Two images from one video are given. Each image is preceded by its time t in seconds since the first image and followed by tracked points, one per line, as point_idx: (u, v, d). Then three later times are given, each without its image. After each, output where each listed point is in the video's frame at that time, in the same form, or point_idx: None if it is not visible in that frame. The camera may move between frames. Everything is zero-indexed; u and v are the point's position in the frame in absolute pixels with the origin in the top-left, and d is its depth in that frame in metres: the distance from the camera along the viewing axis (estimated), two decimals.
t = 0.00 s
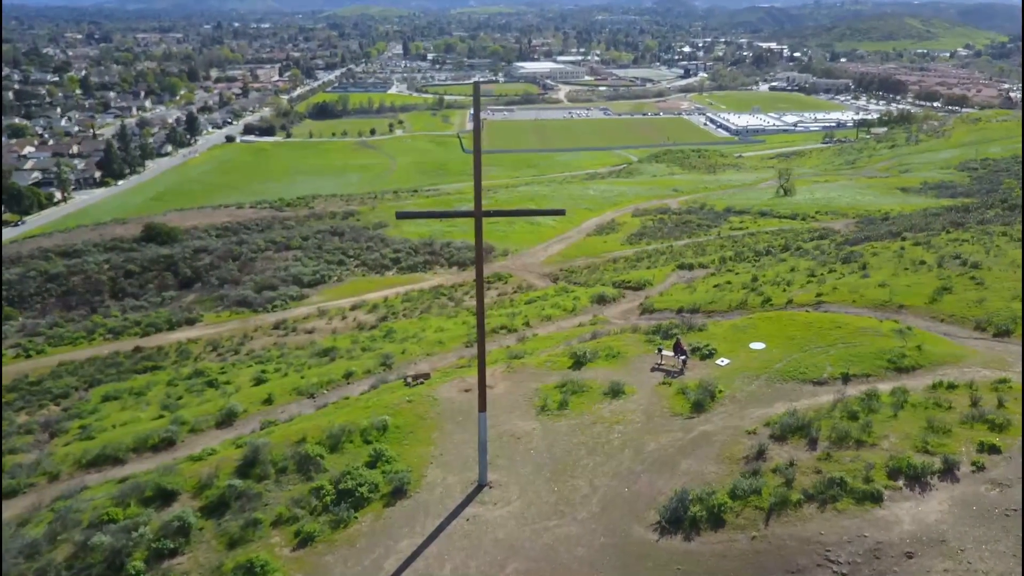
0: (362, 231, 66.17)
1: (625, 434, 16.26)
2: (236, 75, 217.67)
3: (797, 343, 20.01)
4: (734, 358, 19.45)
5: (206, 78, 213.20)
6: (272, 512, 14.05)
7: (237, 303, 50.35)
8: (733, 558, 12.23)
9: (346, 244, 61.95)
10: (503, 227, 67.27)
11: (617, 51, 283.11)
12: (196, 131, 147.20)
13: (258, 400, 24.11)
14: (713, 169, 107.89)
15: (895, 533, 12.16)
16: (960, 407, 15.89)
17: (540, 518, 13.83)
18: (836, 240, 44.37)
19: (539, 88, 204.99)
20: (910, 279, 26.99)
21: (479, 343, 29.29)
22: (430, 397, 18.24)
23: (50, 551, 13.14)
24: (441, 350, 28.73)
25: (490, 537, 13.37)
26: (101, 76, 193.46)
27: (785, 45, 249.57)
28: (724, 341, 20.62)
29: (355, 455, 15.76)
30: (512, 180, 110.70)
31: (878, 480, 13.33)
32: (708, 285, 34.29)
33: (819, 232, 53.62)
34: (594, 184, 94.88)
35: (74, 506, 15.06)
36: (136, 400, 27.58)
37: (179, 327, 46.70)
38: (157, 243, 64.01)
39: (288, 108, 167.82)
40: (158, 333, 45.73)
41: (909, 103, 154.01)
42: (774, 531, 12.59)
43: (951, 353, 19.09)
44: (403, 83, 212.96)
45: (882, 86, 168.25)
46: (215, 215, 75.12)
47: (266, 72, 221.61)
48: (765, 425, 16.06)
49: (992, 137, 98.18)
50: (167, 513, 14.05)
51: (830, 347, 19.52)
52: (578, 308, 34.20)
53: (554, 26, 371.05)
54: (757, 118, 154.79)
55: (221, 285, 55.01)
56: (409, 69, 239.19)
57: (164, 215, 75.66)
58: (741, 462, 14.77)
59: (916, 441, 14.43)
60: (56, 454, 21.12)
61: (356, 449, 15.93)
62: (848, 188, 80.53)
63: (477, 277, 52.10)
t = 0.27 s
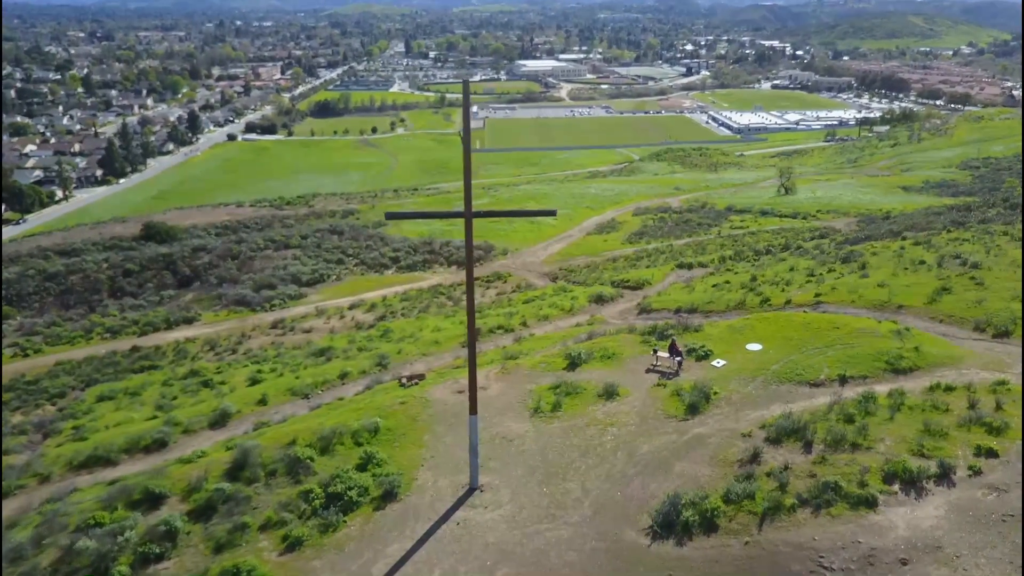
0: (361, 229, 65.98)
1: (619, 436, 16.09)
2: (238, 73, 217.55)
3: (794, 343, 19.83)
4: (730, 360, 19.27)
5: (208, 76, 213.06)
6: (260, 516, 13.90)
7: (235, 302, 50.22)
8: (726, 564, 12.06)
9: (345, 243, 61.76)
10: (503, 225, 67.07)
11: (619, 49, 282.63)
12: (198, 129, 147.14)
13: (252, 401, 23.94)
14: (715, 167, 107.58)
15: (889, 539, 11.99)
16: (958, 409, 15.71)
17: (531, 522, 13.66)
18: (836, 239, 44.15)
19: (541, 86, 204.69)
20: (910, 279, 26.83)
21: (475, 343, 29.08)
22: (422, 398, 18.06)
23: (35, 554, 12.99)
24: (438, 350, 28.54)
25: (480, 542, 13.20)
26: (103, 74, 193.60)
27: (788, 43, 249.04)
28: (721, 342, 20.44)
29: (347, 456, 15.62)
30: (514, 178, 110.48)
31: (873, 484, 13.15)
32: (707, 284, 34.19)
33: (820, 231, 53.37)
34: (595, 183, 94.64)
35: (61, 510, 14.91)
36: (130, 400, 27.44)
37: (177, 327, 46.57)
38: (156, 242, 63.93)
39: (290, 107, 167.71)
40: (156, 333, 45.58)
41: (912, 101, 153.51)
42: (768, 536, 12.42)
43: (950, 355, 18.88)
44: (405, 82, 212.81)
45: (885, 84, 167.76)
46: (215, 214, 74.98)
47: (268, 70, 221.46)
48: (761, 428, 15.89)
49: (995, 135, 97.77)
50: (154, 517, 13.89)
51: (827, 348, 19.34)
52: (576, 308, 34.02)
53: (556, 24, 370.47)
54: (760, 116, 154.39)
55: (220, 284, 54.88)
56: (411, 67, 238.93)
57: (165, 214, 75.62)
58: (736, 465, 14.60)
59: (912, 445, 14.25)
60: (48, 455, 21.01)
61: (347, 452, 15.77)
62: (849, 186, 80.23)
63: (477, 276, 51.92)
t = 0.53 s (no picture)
0: (361, 227, 65.76)
1: (611, 440, 15.87)
2: (241, 70, 217.45)
3: (791, 345, 19.58)
4: (726, 361, 19.02)
5: (211, 73, 213.00)
6: (245, 521, 13.71)
7: (233, 300, 50.05)
8: (716, 572, 11.83)
9: (345, 241, 61.55)
10: (503, 223, 66.86)
11: (622, 46, 282.04)
12: (200, 126, 147.09)
13: (245, 401, 23.75)
14: (717, 165, 107.21)
15: (884, 547, 11.76)
16: (955, 412, 15.47)
17: (520, 527, 13.46)
18: (837, 238, 43.84)
19: (544, 83, 204.37)
20: (910, 279, 26.56)
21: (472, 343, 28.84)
22: (414, 400, 17.85)
23: (16, 560, 12.82)
24: (434, 350, 28.34)
25: (468, 548, 12.99)
26: (106, 71, 193.74)
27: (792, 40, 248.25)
28: (717, 343, 20.19)
29: (336, 460, 15.42)
30: (516, 176, 110.24)
31: (868, 490, 12.92)
32: (707, 283, 33.97)
33: (821, 229, 53.05)
34: (596, 180, 94.36)
35: (45, 513, 14.72)
36: (124, 400, 27.26)
37: (175, 325, 46.41)
38: (156, 240, 63.81)
39: (292, 104, 167.58)
40: (154, 331, 45.44)
41: (916, 98, 152.91)
42: (760, 543, 12.20)
43: (949, 356, 18.62)
44: (408, 79, 212.58)
45: (889, 81, 167.12)
46: (215, 212, 74.83)
47: (271, 67, 221.33)
48: (755, 431, 15.66)
49: (999, 132, 97.31)
50: (138, 522, 13.70)
51: (824, 350, 19.10)
52: (574, 307, 33.80)
53: (560, 21, 369.80)
54: (763, 114, 153.89)
55: (219, 282, 54.72)
56: (414, 64, 238.62)
57: (166, 211, 75.56)
58: (729, 470, 14.38)
59: (908, 450, 14.01)
60: (38, 457, 20.83)
61: (335, 455, 15.58)
62: (852, 184, 79.86)
63: (476, 274, 51.73)
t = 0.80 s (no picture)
0: (364, 224, 65.53)
1: (604, 444, 15.60)
2: (247, 67, 217.54)
3: (789, 348, 19.25)
4: (723, 364, 18.70)
5: (218, 70, 213.31)
6: (229, 526, 13.46)
7: (234, 298, 49.93)
8: None
9: (347, 238, 61.34)
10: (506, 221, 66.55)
11: (629, 43, 281.06)
12: (206, 122, 147.15)
13: (239, 401, 23.54)
14: (723, 162, 106.68)
15: (879, 558, 11.47)
16: (955, 417, 15.15)
17: (509, 535, 13.18)
18: (841, 236, 43.45)
19: (550, 80, 203.94)
20: (913, 279, 26.19)
21: (469, 342, 28.59)
22: (405, 403, 17.58)
23: None
24: (430, 349, 28.09)
25: (455, 555, 12.72)
26: (113, 67, 193.98)
27: (799, 37, 246.99)
28: (714, 345, 19.88)
29: (324, 464, 15.17)
30: (521, 173, 109.86)
31: (864, 498, 12.61)
32: (708, 282, 33.67)
33: (826, 228, 52.68)
34: (601, 178, 93.99)
35: (27, 518, 14.50)
36: (119, 399, 27.08)
37: (175, 322, 46.30)
38: (158, 236, 63.72)
39: (298, 100, 167.51)
40: (154, 328, 45.34)
41: (924, 95, 151.90)
42: (752, 552, 11.91)
43: (950, 359, 18.27)
44: (414, 75, 212.29)
45: (897, 77, 166.07)
46: (218, 208, 74.77)
47: (277, 64, 221.35)
48: (751, 436, 15.35)
49: (1007, 130, 96.53)
50: (120, 527, 13.48)
51: (823, 353, 18.77)
52: (573, 306, 33.55)
53: (567, 18, 368.80)
54: (770, 110, 153.13)
55: (220, 280, 54.63)
56: (420, 61, 238.39)
57: (169, 208, 75.47)
58: (723, 476, 14.09)
59: (907, 456, 13.69)
60: (28, 457, 20.64)
61: (323, 458, 15.33)
62: (858, 182, 79.33)
63: (477, 272, 51.50)
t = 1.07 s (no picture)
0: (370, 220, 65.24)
1: (597, 449, 15.26)
2: (258, 62, 217.81)
3: (791, 350, 18.84)
4: (722, 366, 18.32)
5: (230, 64, 213.60)
6: (212, 531, 13.23)
7: (238, 294, 49.83)
8: None
9: (353, 234, 61.10)
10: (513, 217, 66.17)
11: (641, 38, 279.61)
12: (217, 117, 147.36)
13: (234, 401, 23.35)
14: (733, 158, 105.88)
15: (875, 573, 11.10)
16: (959, 425, 14.73)
17: (496, 543, 12.88)
18: (850, 235, 42.87)
19: (561, 75, 203.24)
20: (921, 279, 25.71)
21: (469, 341, 28.28)
22: (397, 404, 17.30)
23: None
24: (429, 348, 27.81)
25: (440, 564, 12.43)
26: (125, 62, 194.60)
27: (812, 32, 245.03)
28: (715, 347, 19.50)
29: (311, 468, 14.92)
30: (530, 169, 109.36)
31: (861, 509, 12.25)
32: (713, 280, 33.25)
33: (835, 225, 52.02)
34: (610, 174, 93.43)
35: (10, 520, 14.31)
36: (117, 397, 26.96)
37: (179, 318, 46.23)
38: (165, 232, 63.67)
39: (309, 95, 167.52)
40: (158, 324, 45.29)
41: (938, 90, 150.36)
42: (745, 565, 11.56)
43: (955, 363, 17.84)
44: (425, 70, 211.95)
45: (911, 73, 164.47)
46: (226, 204, 74.76)
47: (289, 59, 221.49)
48: (748, 442, 14.99)
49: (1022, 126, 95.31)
50: (102, 531, 13.26)
51: (825, 356, 18.37)
52: (576, 304, 33.19)
53: (579, 12, 367.29)
54: (782, 106, 151.93)
55: (225, 276, 54.55)
56: (431, 56, 237.95)
57: (178, 203, 75.48)
58: (717, 484, 13.74)
59: (907, 465, 13.30)
60: (21, 456, 20.49)
61: (311, 462, 15.07)
62: (870, 179, 78.46)
63: (482, 269, 51.18)
